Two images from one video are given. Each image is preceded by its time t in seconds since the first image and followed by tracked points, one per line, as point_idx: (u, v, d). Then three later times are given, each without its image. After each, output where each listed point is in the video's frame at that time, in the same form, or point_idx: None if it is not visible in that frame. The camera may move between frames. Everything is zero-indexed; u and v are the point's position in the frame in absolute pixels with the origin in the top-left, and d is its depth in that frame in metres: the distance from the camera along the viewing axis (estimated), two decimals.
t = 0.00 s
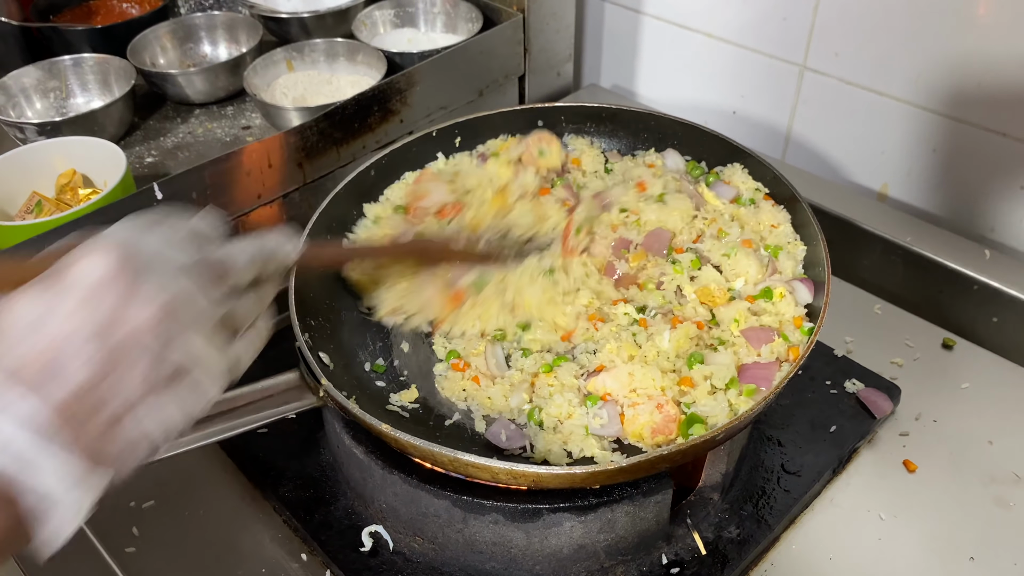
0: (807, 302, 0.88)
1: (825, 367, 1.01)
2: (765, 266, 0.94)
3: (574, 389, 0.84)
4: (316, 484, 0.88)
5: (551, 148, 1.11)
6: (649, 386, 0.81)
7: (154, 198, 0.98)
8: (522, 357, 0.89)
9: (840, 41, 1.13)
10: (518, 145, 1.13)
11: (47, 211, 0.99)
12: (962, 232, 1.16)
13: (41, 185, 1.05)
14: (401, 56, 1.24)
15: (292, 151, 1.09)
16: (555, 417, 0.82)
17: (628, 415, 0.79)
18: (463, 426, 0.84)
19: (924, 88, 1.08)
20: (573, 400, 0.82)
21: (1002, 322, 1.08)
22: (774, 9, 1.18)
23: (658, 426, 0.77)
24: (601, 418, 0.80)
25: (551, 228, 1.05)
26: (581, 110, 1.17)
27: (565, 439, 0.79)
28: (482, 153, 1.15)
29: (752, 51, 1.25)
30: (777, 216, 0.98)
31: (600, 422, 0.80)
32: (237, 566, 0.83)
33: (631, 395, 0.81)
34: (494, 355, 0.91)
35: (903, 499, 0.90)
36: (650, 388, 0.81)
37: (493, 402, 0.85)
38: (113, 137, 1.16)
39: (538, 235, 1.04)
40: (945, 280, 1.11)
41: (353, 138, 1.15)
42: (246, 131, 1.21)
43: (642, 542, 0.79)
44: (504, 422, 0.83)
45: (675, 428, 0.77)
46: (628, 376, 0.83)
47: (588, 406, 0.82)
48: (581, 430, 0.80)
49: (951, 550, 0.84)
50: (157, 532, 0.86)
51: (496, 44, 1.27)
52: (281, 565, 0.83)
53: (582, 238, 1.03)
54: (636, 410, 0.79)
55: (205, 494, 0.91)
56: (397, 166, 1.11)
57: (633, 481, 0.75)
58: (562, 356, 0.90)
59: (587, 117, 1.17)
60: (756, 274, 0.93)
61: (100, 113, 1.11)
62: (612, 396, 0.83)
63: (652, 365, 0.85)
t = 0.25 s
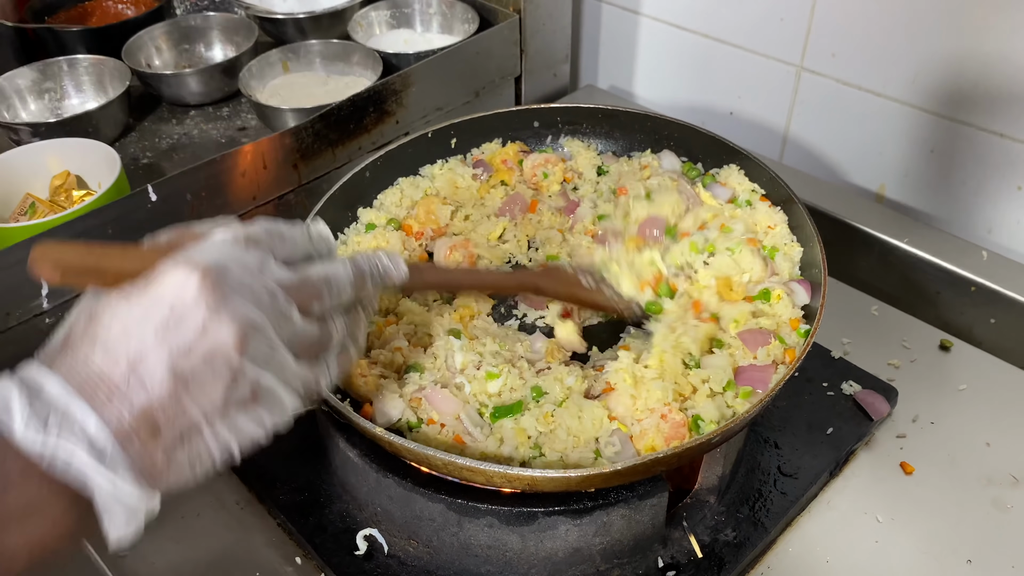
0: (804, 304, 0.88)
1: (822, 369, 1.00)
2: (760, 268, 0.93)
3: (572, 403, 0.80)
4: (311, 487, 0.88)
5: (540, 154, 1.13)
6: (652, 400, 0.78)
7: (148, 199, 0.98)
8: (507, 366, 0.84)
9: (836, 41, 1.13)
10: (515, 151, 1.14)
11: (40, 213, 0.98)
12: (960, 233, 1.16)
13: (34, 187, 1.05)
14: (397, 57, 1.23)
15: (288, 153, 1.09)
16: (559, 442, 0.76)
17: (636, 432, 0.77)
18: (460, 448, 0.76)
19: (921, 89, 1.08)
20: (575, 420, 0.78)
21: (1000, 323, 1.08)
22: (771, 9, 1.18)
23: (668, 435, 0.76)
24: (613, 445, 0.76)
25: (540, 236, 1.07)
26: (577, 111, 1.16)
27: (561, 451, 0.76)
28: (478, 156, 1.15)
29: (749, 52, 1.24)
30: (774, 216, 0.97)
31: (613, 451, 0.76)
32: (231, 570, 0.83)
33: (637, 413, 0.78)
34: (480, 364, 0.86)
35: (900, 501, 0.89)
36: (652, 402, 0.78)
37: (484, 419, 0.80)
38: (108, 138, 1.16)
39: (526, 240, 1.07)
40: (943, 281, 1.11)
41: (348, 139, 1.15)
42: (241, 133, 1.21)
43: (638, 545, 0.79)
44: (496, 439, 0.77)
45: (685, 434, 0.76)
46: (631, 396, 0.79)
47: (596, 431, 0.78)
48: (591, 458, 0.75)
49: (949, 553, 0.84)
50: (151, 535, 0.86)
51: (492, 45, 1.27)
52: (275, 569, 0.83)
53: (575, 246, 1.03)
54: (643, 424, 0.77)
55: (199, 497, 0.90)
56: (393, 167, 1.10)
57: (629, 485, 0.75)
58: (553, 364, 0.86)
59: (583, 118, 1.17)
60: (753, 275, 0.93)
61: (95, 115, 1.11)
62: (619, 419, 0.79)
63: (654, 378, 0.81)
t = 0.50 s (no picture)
0: (798, 308, 0.88)
1: (818, 373, 1.00)
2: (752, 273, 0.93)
3: (564, 409, 0.79)
4: (302, 493, 0.87)
5: (534, 155, 1.12)
6: (646, 406, 0.78)
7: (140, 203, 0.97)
8: (499, 373, 0.84)
9: (832, 42, 1.12)
10: (508, 152, 1.13)
11: (31, 217, 0.97)
12: (957, 235, 1.16)
13: (26, 191, 1.04)
14: (391, 58, 1.22)
15: (281, 155, 1.08)
16: (552, 448, 0.76)
17: (630, 438, 0.76)
18: (453, 455, 0.76)
19: (918, 90, 1.07)
20: (568, 426, 0.77)
21: (998, 326, 1.07)
22: (767, 10, 1.17)
23: (662, 441, 0.75)
24: (607, 452, 0.75)
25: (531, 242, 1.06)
26: (572, 113, 1.16)
27: (554, 458, 0.76)
28: (472, 158, 1.14)
29: (745, 53, 1.24)
30: (769, 220, 0.97)
31: (606, 457, 0.75)
32: None
33: (630, 420, 0.77)
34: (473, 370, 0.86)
35: (897, 506, 0.88)
36: (646, 408, 0.77)
37: (477, 426, 0.80)
38: (100, 141, 1.15)
39: (516, 247, 1.05)
40: (940, 284, 1.10)
41: (342, 141, 1.14)
42: (235, 135, 1.20)
43: (632, 552, 0.78)
44: (488, 445, 0.77)
45: (679, 439, 0.75)
46: (623, 402, 0.78)
47: (589, 436, 0.77)
48: (583, 463, 0.75)
49: (946, 559, 0.83)
50: (141, 542, 0.86)
51: (487, 46, 1.26)
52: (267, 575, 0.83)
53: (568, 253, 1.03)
54: (636, 431, 0.76)
55: (190, 503, 0.90)
56: (386, 170, 1.10)
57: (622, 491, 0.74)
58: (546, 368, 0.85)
59: (577, 121, 1.16)
60: (746, 278, 0.93)
61: (87, 117, 1.10)
62: (612, 424, 0.78)
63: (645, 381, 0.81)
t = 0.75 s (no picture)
0: (795, 319, 0.87)
1: (816, 383, 0.99)
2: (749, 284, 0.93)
3: (560, 421, 0.79)
4: (298, 503, 0.87)
5: (531, 163, 1.12)
6: (642, 418, 0.78)
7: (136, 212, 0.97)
8: (496, 385, 0.84)
9: (830, 49, 1.12)
10: (505, 160, 1.13)
11: (28, 226, 0.96)
12: (955, 242, 1.15)
13: (22, 199, 1.04)
14: (388, 65, 1.22)
15: (278, 164, 1.08)
16: (547, 461, 0.76)
17: (626, 450, 0.76)
18: (449, 467, 0.76)
19: (917, 97, 1.07)
20: (564, 438, 0.77)
21: (996, 334, 1.07)
22: (765, 17, 1.17)
23: (659, 453, 0.75)
24: (603, 465, 0.75)
25: (528, 252, 1.06)
26: (569, 121, 1.16)
27: (550, 470, 0.75)
28: (469, 167, 1.15)
29: (743, 60, 1.24)
30: (765, 229, 0.97)
31: (602, 470, 0.74)
32: None
33: (627, 431, 0.77)
34: (469, 381, 0.86)
35: (895, 517, 0.88)
36: (642, 419, 0.77)
37: (473, 438, 0.80)
38: (97, 149, 1.15)
39: (512, 256, 1.06)
40: (938, 292, 1.10)
41: (339, 149, 1.14)
42: (232, 143, 1.20)
43: (629, 563, 0.78)
44: (484, 457, 0.77)
45: (676, 451, 0.75)
46: (620, 413, 0.78)
47: (585, 448, 0.77)
48: (578, 475, 0.74)
49: (943, 570, 0.83)
50: (137, 553, 0.86)
51: (485, 53, 1.26)
52: None
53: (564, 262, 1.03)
54: (633, 443, 0.76)
55: (186, 513, 0.90)
56: (383, 179, 1.09)
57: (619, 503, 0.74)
58: (542, 379, 0.85)
59: (574, 129, 1.16)
60: (742, 289, 0.93)
61: (84, 125, 1.10)
62: (608, 437, 0.78)
63: (643, 394, 0.81)
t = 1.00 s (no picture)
0: (795, 324, 0.87)
1: (816, 387, 0.99)
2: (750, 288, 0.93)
3: (559, 427, 0.78)
4: (297, 509, 0.86)
5: (530, 167, 1.12)
6: (641, 424, 0.77)
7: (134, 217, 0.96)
8: (494, 391, 0.84)
9: (830, 51, 1.12)
10: (505, 164, 1.14)
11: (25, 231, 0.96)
12: (957, 245, 1.15)
13: (20, 204, 1.04)
14: (387, 68, 1.22)
15: (276, 167, 1.07)
16: (546, 467, 0.76)
17: (625, 457, 0.76)
18: (447, 473, 0.76)
19: (917, 99, 1.07)
20: (562, 444, 0.77)
21: (997, 338, 1.06)
22: (765, 19, 1.16)
23: (658, 460, 0.74)
24: (601, 471, 0.75)
25: (527, 256, 1.06)
26: (568, 124, 1.15)
27: (549, 476, 0.75)
28: (468, 171, 1.14)
29: (743, 62, 1.23)
30: (765, 233, 0.96)
31: (601, 476, 0.74)
32: None
33: (626, 438, 0.77)
34: (468, 387, 0.86)
35: (896, 522, 0.88)
36: (641, 425, 0.77)
37: (472, 444, 0.79)
38: (96, 152, 1.15)
39: (512, 260, 1.05)
40: (939, 295, 1.10)
41: (338, 153, 1.14)
42: (230, 146, 1.20)
43: (629, 570, 0.77)
44: (483, 464, 0.77)
45: (675, 457, 0.75)
46: (620, 420, 0.78)
47: (585, 455, 0.76)
48: (577, 482, 0.74)
49: None
50: (135, 559, 0.85)
51: (484, 56, 1.26)
52: None
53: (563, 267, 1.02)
54: (632, 449, 0.76)
55: (184, 519, 0.89)
56: (382, 183, 1.09)
57: (619, 510, 0.74)
58: (541, 385, 0.85)
59: (574, 132, 1.16)
60: (742, 294, 0.93)
61: (83, 129, 1.09)
62: (608, 443, 0.78)
63: (644, 401, 0.81)
